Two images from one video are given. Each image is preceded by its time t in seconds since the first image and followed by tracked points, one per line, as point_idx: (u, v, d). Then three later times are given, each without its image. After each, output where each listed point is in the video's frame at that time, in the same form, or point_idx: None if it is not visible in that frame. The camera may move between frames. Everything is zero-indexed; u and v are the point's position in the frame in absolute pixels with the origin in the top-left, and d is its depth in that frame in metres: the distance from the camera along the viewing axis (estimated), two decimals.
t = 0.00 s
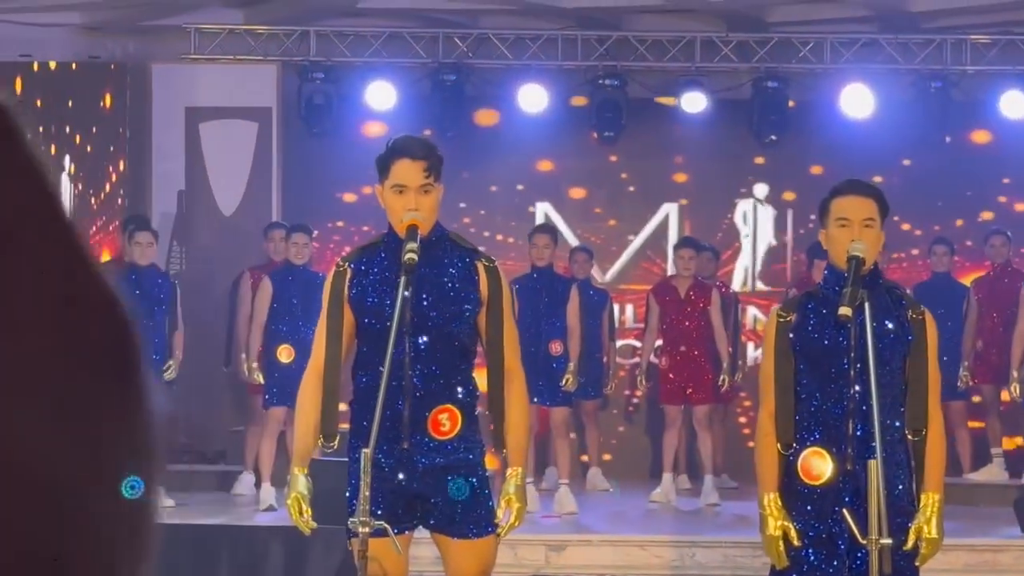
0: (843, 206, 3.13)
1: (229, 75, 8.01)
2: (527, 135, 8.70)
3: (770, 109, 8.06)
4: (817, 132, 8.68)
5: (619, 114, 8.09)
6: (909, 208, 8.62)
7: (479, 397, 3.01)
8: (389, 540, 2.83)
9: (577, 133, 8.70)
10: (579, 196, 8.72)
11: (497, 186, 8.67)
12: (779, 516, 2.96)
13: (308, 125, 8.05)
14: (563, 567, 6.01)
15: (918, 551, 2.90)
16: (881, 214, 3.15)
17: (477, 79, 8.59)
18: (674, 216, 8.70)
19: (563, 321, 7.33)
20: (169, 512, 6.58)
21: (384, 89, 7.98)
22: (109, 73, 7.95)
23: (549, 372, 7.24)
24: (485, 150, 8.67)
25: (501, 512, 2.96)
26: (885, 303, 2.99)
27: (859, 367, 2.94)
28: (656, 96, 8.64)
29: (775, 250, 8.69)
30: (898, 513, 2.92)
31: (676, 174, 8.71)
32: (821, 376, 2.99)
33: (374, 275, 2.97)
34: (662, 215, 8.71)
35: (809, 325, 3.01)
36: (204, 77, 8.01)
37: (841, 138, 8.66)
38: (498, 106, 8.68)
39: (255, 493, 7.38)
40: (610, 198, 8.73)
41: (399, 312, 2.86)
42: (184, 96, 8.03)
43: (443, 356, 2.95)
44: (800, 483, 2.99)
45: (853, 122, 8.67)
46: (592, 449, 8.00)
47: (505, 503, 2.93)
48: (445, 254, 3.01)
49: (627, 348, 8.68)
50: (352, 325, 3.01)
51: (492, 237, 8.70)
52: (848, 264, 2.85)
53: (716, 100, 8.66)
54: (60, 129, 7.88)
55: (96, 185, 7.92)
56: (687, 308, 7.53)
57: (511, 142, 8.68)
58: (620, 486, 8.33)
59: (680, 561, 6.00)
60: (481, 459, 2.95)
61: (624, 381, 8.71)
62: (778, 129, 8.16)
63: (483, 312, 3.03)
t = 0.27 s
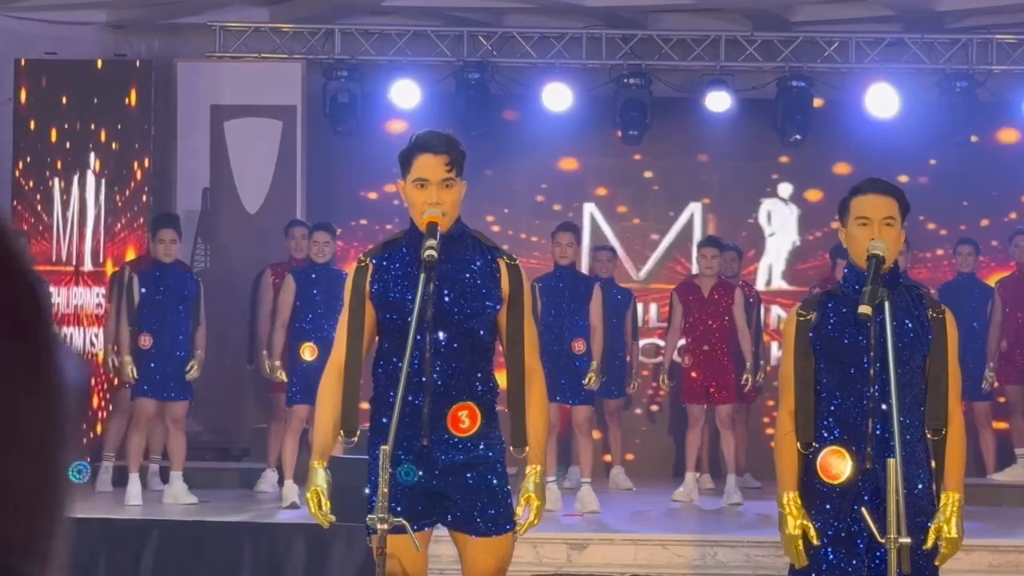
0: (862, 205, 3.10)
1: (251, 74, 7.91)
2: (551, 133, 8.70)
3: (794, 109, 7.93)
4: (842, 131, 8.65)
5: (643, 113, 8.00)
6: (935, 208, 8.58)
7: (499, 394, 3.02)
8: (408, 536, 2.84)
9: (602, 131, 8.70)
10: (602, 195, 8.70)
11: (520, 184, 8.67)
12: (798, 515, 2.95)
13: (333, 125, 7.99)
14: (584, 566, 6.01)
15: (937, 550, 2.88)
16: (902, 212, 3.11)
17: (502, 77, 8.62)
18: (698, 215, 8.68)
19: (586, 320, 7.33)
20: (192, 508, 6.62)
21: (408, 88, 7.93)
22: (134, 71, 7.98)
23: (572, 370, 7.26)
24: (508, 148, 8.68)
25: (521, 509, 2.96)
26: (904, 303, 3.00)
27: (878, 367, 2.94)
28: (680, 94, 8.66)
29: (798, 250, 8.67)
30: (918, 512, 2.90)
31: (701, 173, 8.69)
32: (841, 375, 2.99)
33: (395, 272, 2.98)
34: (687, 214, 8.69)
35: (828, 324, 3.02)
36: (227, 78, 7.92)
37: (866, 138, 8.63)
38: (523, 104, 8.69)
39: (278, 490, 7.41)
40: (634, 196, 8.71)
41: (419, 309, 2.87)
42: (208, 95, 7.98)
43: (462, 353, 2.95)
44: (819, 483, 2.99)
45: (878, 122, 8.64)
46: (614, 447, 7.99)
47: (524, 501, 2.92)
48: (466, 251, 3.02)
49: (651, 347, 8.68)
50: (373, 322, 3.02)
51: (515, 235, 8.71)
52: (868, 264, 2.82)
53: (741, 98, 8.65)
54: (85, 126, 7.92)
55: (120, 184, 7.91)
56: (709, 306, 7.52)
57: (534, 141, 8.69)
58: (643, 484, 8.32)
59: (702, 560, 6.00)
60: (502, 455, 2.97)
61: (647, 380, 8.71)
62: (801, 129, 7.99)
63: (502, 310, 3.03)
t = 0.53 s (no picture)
0: (875, 202, 3.07)
1: (267, 72, 7.94)
2: (564, 131, 8.70)
3: (807, 108, 7.91)
4: (856, 130, 8.63)
5: (656, 111, 7.99)
6: (949, 207, 8.56)
7: (511, 391, 3.02)
8: (419, 533, 2.85)
9: (615, 129, 8.70)
10: (616, 193, 8.70)
11: (533, 182, 8.67)
12: (809, 515, 2.94)
13: (347, 122, 8.00)
14: (596, 563, 6.01)
15: (949, 549, 2.86)
16: (915, 210, 3.08)
17: (515, 75, 8.63)
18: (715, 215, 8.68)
19: (598, 318, 7.33)
20: (205, 505, 6.63)
21: (422, 85, 7.95)
22: (149, 67, 7.95)
23: (584, 368, 7.26)
24: (521, 146, 8.68)
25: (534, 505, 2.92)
26: (916, 303, 3.00)
27: (890, 366, 2.94)
28: (694, 93, 8.65)
29: (812, 249, 8.65)
30: (930, 511, 2.90)
31: (715, 172, 8.68)
32: (852, 375, 2.99)
33: (407, 270, 2.99)
34: (702, 214, 8.69)
35: (840, 323, 3.02)
36: (241, 75, 7.94)
37: (880, 137, 8.61)
38: (536, 102, 8.69)
39: (290, 488, 7.43)
40: (647, 195, 8.70)
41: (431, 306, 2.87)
42: (223, 92, 7.98)
43: (474, 349, 2.95)
44: (830, 482, 2.98)
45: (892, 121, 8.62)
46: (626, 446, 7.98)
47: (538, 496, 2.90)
48: (478, 248, 3.02)
49: (663, 346, 8.67)
50: (386, 319, 3.03)
51: (527, 233, 8.71)
52: (881, 263, 2.81)
53: (754, 97, 8.64)
54: (99, 122, 7.93)
55: (134, 181, 7.93)
56: (722, 305, 7.51)
57: (547, 139, 8.69)
58: (656, 483, 8.32)
59: (714, 559, 5.99)
60: (513, 450, 2.96)
61: (659, 378, 8.70)
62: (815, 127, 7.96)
63: (515, 307, 3.03)
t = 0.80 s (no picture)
0: (886, 202, 3.07)
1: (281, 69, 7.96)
2: (577, 130, 8.70)
3: (821, 107, 7.90)
4: (870, 130, 8.62)
5: (670, 110, 7.97)
6: (963, 208, 8.55)
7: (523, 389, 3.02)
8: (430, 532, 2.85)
9: (628, 128, 8.69)
10: (628, 192, 8.70)
11: (546, 181, 8.67)
12: (821, 514, 2.94)
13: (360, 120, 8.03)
14: (607, 562, 6.01)
15: (961, 549, 2.85)
16: (927, 210, 3.08)
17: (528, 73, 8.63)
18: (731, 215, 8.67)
19: (610, 317, 7.33)
20: (217, 503, 6.65)
21: (435, 84, 7.94)
22: (162, 64, 7.98)
23: (596, 367, 7.26)
24: (534, 144, 8.68)
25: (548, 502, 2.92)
26: (928, 302, 2.99)
27: (902, 365, 2.93)
28: (708, 92, 8.65)
29: (824, 249, 8.63)
30: (941, 511, 2.89)
31: (728, 171, 8.66)
32: (864, 374, 2.99)
33: (419, 267, 2.99)
34: (718, 214, 8.67)
35: (852, 322, 3.01)
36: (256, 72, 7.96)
37: (894, 136, 8.59)
38: (550, 100, 8.69)
39: (301, 485, 7.45)
40: (660, 194, 8.70)
41: (443, 304, 2.87)
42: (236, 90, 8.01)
43: (486, 346, 2.95)
44: (842, 482, 2.97)
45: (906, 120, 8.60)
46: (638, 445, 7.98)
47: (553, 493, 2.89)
48: (490, 245, 3.03)
49: (675, 345, 8.67)
50: (398, 317, 3.04)
51: (539, 232, 8.71)
52: (893, 262, 2.81)
53: (768, 96, 8.63)
54: (113, 119, 7.96)
55: (147, 178, 7.94)
56: (734, 304, 7.50)
57: (560, 138, 8.69)
58: (667, 482, 8.31)
59: (725, 558, 5.99)
60: (525, 447, 2.95)
61: (671, 377, 8.70)
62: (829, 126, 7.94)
63: (527, 304, 3.04)
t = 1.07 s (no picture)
0: (900, 205, 3.05)
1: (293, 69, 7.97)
2: (589, 130, 8.69)
3: (833, 108, 7.88)
4: (882, 131, 8.60)
5: (682, 111, 7.96)
6: (976, 209, 8.52)
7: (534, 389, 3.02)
8: (443, 532, 2.85)
9: (640, 129, 8.69)
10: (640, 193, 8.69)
11: (558, 182, 8.67)
12: (833, 516, 2.93)
13: (372, 120, 8.05)
14: (619, 563, 6.01)
15: (973, 551, 2.84)
16: (941, 211, 3.06)
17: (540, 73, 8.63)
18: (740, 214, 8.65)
19: (622, 318, 7.32)
20: (229, 502, 6.66)
21: (447, 84, 7.94)
22: (174, 64, 8.00)
23: (607, 368, 7.26)
24: (546, 145, 8.68)
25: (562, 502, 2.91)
26: (941, 304, 2.98)
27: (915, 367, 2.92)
28: (720, 92, 8.64)
29: (837, 250, 8.61)
30: (954, 513, 2.88)
31: (741, 172, 8.65)
32: (877, 375, 2.98)
33: (430, 268, 2.99)
34: (729, 214, 8.66)
35: (864, 323, 3.00)
36: (268, 72, 7.97)
37: (907, 137, 8.57)
38: (562, 100, 8.69)
39: (313, 485, 7.45)
40: (672, 194, 8.69)
41: (455, 305, 2.87)
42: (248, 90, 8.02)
43: (498, 347, 2.95)
44: (854, 483, 2.97)
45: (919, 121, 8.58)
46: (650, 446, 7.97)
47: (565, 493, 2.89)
48: (501, 245, 3.03)
49: (687, 346, 8.66)
50: (409, 317, 3.04)
51: (551, 232, 8.70)
52: (905, 264, 2.80)
53: (781, 97, 8.61)
54: (126, 119, 7.98)
55: (160, 178, 7.98)
56: (746, 305, 7.49)
57: (572, 138, 8.69)
58: (679, 483, 8.30)
59: (737, 559, 5.98)
60: (537, 448, 2.95)
61: (683, 378, 8.69)
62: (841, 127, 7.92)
63: (538, 304, 3.04)
